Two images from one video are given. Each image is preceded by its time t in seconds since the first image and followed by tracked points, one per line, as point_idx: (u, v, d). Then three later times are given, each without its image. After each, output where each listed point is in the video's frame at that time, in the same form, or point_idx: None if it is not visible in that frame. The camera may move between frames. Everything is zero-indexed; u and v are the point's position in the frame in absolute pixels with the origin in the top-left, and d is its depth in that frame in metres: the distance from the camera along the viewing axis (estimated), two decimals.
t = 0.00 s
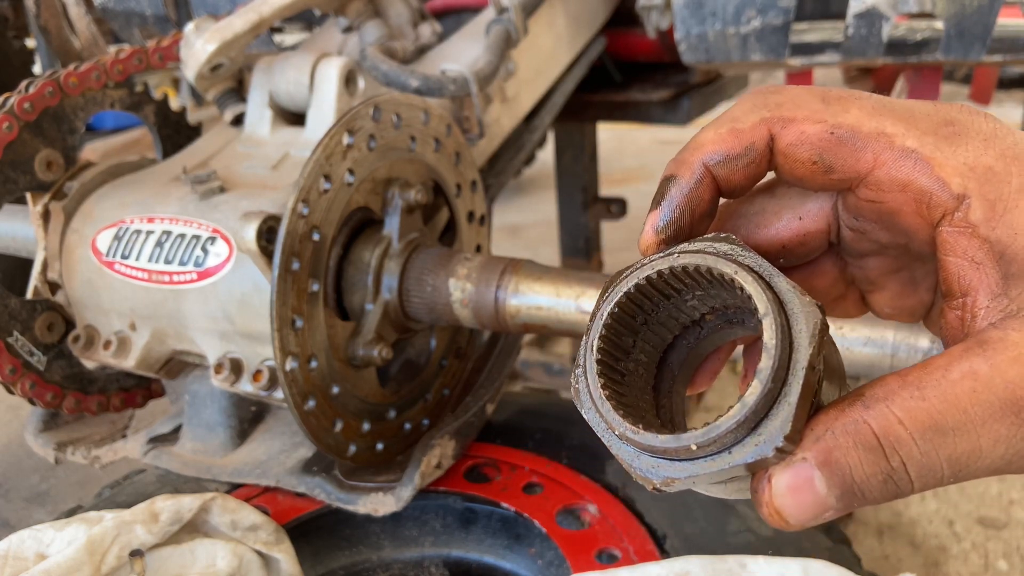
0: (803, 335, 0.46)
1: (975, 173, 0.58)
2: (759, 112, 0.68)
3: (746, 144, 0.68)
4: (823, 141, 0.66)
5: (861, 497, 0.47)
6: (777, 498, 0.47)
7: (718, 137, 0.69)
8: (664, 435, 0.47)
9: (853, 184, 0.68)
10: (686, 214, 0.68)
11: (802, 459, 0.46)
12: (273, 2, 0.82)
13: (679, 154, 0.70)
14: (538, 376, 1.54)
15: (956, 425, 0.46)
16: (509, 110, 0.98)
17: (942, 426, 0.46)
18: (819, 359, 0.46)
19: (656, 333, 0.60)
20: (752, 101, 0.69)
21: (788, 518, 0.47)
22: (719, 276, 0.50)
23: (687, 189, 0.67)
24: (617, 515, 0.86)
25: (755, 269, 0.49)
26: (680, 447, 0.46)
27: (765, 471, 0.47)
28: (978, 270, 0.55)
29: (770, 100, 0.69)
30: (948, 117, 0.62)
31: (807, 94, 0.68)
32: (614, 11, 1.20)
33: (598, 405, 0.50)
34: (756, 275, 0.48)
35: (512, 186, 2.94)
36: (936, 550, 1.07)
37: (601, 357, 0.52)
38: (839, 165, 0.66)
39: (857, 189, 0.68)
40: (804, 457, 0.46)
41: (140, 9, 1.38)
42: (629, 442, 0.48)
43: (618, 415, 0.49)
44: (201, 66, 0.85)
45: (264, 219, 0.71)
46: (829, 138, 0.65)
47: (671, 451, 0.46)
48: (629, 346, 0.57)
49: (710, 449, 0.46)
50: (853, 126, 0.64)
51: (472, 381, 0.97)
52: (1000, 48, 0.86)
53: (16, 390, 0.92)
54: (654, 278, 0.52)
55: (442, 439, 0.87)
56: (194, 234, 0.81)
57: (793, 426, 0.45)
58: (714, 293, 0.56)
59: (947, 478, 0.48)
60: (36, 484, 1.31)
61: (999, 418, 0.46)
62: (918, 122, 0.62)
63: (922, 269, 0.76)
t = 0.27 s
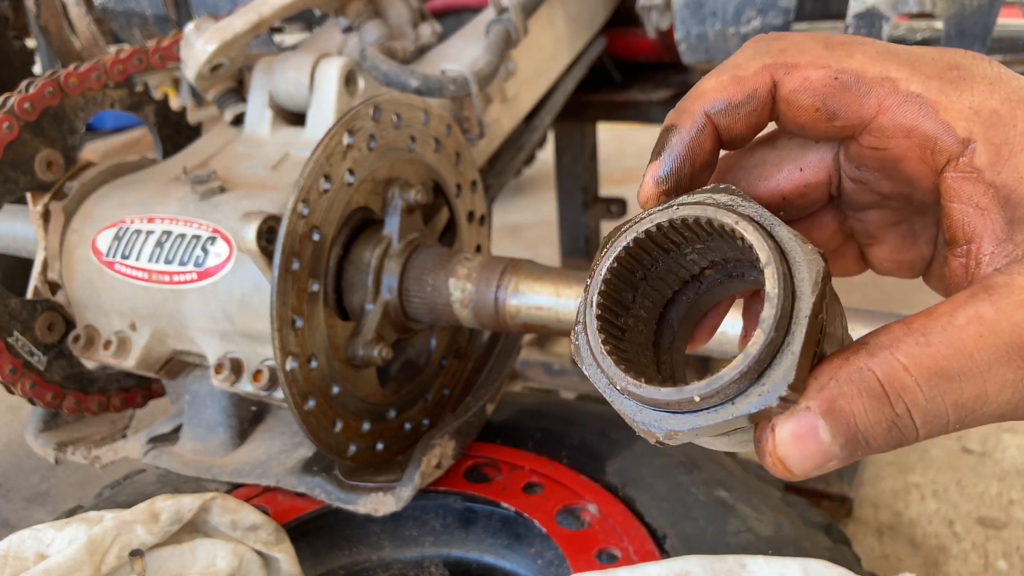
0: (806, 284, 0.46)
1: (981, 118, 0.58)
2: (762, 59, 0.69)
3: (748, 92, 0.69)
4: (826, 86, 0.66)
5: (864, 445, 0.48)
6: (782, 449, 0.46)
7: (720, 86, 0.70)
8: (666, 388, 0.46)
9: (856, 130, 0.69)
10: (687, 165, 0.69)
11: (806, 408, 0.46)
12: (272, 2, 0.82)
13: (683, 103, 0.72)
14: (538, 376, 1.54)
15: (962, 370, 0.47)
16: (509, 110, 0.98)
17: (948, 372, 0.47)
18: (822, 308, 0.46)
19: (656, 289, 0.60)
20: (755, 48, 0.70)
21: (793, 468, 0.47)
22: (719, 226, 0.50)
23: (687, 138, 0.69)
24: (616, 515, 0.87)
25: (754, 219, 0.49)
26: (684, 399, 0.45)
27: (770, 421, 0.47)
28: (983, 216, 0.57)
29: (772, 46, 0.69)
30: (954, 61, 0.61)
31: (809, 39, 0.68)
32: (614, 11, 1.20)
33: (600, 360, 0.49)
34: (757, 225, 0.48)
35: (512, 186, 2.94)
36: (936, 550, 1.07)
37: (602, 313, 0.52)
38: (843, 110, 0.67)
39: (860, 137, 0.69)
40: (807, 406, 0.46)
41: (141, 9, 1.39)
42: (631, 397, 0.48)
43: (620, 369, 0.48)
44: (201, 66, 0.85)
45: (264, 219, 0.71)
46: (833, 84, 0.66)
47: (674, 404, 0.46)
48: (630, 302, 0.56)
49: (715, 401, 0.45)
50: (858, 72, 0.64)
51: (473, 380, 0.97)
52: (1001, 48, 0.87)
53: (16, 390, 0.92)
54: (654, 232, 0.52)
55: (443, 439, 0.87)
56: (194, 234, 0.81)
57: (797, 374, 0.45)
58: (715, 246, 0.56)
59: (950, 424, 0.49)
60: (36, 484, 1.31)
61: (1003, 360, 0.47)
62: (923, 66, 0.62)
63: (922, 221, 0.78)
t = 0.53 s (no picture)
0: (866, 293, 0.46)
1: None
2: (818, 66, 0.69)
3: (804, 99, 0.69)
4: (886, 93, 0.67)
5: (930, 455, 0.47)
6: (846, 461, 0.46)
7: (775, 92, 0.70)
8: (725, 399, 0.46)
9: (914, 139, 0.70)
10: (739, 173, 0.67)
11: (871, 418, 0.46)
12: (272, 2, 0.82)
13: (735, 110, 0.71)
14: (538, 376, 1.54)
15: None
16: (509, 110, 0.98)
17: (1015, 381, 0.46)
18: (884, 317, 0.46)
19: (707, 299, 0.59)
20: (810, 54, 0.70)
21: (858, 480, 0.47)
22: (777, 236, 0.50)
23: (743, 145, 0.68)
24: (616, 515, 0.87)
25: (811, 227, 0.49)
26: (744, 411, 0.46)
27: (833, 433, 0.47)
28: None
29: (827, 52, 0.69)
30: (1012, 68, 0.62)
31: (866, 46, 0.68)
32: (614, 11, 1.21)
33: (655, 371, 0.50)
34: (815, 233, 0.48)
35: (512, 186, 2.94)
36: (935, 550, 1.07)
37: (655, 323, 0.52)
38: (903, 117, 0.67)
39: (919, 144, 0.69)
40: (872, 417, 0.46)
41: (140, 9, 1.39)
42: (688, 408, 0.48)
43: (675, 380, 0.49)
44: (201, 67, 0.85)
45: (264, 219, 0.72)
46: (893, 90, 0.66)
47: (734, 415, 0.46)
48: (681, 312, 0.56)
49: (776, 412, 0.45)
50: (918, 78, 0.65)
51: (473, 380, 0.97)
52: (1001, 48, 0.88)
53: (16, 390, 0.92)
54: (708, 241, 0.52)
55: (443, 439, 0.87)
56: (195, 234, 0.81)
57: (860, 385, 0.45)
58: (768, 255, 0.56)
59: (1019, 433, 0.48)
60: (36, 484, 1.31)
61: None
62: (983, 73, 0.63)
63: (976, 227, 0.78)
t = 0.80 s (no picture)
0: (902, 284, 0.45)
1: None
2: (846, 49, 0.66)
3: (832, 83, 0.66)
4: (917, 74, 0.64)
5: (968, 445, 0.47)
6: (886, 456, 0.46)
7: (801, 76, 0.66)
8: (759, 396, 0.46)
9: (947, 121, 0.68)
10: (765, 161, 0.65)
11: (909, 411, 0.45)
12: (273, 2, 0.82)
13: (760, 96, 0.68)
14: (538, 376, 1.54)
15: None
16: (509, 110, 0.98)
17: None
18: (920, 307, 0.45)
19: (733, 289, 0.59)
20: (836, 37, 0.68)
21: (897, 473, 0.47)
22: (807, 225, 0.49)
23: (767, 134, 0.65)
24: (616, 515, 0.87)
25: (843, 216, 0.48)
26: (780, 407, 0.45)
27: (870, 428, 0.46)
28: None
29: (855, 35, 0.67)
30: None
31: (894, 27, 0.66)
32: (614, 11, 1.21)
33: (685, 369, 0.49)
34: (846, 223, 0.47)
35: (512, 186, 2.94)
36: (935, 550, 1.07)
37: (682, 318, 0.52)
38: (935, 99, 0.65)
39: (952, 126, 0.67)
40: (910, 409, 0.45)
41: (141, 9, 1.39)
42: (719, 405, 0.48)
43: (705, 377, 0.48)
44: (201, 67, 0.85)
45: (264, 218, 0.72)
46: (925, 72, 0.63)
47: (768, 411, 0.46)
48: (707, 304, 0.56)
49: (812, 408, 0.45)
50: (949, 58, 0.62)
51: (473, 380, 0.97)
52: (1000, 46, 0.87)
53: (16, 390, 0.92)
54: (733, 232, 0.52)
55: (443, 438, 0.87)
56: (195, 234, 0.81)
57: (896, 378, 0.44)
58: (796, 245, 0.55)
59: None
60: (37, 484, 1.31)
61: None
62: (1018, 51, 0.60)
63: (1006, 206, 0.79)
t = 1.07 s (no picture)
0: (878, 310, 0.45)
1: None
2: (818, 62, 0.66)
3: (803, 97, 0.66)
4: (890, 89, 0.63)
5: (945, 470, 0.47)
6: (864, 481, 0.46)
7: (772, 90, 0.66)
8: (735, 426, 0.47)
9: (920, 136, 0.67)
10: (735, 175, 0.65)
11: (885, 437, 0.46)
12: (273, 2, 0.82)
13: (727, 109, 0.68)
14: (538, 376, 1.54)
15: None
16: (509, 110, 0.98)
17: None
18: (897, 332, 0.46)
19: (704, 303, 0.59)
20: (809, 48, 0.67)
21: (874, 499, 0.47)
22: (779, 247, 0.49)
23: (736, 149, 0.65)
24: (616, 515, 0.87)
25: (818, 238, 0.47)
26: (757, 438, 0.46)
27: (849, 452, 0.46)
28: None
29: (828, 48, 0.66)
30: None
31: (867, 39, 0.65)
32: (614, 11, 1.21)
33: (659, 396, 0.50)
34: (821, 244, 0.47)
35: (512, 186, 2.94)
36: (935, 550, 1.08)
37: (651, 342, 0.52)
38: (909, 114, 0.64)
39: (925, 140, 0.67)
40: (886, 435, 0.46)
41: (141, 10, 1.39)
42: (693, 433, 0.48)
43: (679, 405, 0.49)
44: (201, 67, 0.85)
45: (264, 218, 0.72)
46: (897, 87, 0.63)
47: (744, 442, 0.46)
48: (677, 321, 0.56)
49: (788, 438, 0.46)
50: (923, 73, 0.62)
51: (473, 380, 0.97)
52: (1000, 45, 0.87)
53: (16, 390, 0.92)
54: (704, 252, 0.51)
55: (443, 438, 0.87)
56: (195, 234, 0.81)
57: (874, 408, 0.45)
58: (766, 261, 0.55)
59: None
60: (37, 484, 1.31)
61: None
62: (992, 65, 0.60)
63: (979, 217, 0.78)
